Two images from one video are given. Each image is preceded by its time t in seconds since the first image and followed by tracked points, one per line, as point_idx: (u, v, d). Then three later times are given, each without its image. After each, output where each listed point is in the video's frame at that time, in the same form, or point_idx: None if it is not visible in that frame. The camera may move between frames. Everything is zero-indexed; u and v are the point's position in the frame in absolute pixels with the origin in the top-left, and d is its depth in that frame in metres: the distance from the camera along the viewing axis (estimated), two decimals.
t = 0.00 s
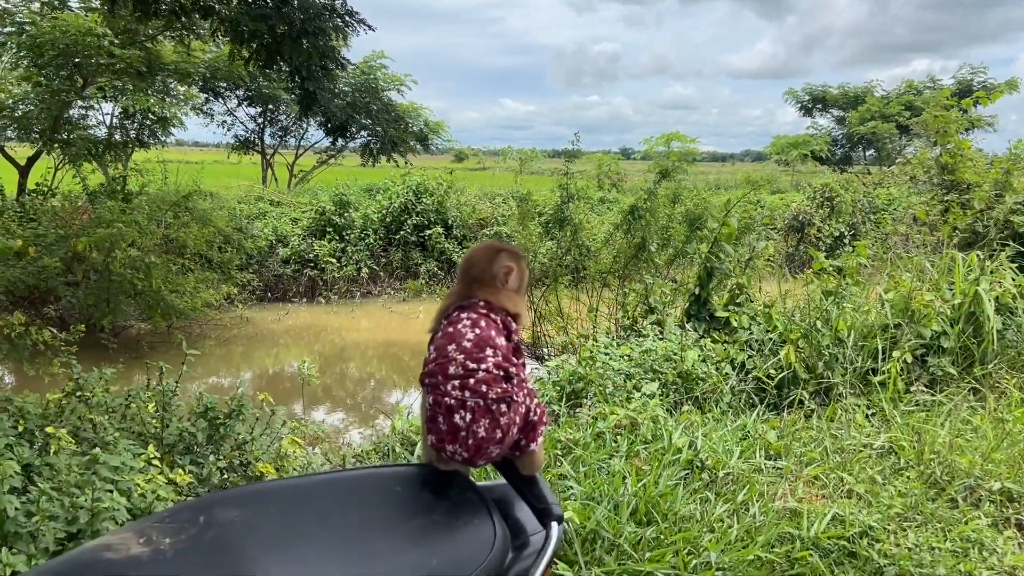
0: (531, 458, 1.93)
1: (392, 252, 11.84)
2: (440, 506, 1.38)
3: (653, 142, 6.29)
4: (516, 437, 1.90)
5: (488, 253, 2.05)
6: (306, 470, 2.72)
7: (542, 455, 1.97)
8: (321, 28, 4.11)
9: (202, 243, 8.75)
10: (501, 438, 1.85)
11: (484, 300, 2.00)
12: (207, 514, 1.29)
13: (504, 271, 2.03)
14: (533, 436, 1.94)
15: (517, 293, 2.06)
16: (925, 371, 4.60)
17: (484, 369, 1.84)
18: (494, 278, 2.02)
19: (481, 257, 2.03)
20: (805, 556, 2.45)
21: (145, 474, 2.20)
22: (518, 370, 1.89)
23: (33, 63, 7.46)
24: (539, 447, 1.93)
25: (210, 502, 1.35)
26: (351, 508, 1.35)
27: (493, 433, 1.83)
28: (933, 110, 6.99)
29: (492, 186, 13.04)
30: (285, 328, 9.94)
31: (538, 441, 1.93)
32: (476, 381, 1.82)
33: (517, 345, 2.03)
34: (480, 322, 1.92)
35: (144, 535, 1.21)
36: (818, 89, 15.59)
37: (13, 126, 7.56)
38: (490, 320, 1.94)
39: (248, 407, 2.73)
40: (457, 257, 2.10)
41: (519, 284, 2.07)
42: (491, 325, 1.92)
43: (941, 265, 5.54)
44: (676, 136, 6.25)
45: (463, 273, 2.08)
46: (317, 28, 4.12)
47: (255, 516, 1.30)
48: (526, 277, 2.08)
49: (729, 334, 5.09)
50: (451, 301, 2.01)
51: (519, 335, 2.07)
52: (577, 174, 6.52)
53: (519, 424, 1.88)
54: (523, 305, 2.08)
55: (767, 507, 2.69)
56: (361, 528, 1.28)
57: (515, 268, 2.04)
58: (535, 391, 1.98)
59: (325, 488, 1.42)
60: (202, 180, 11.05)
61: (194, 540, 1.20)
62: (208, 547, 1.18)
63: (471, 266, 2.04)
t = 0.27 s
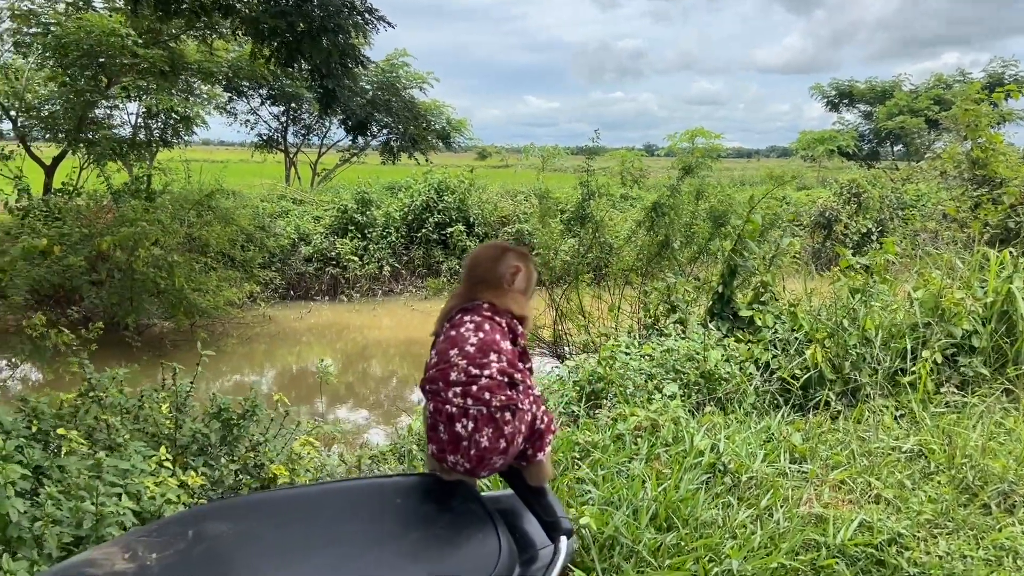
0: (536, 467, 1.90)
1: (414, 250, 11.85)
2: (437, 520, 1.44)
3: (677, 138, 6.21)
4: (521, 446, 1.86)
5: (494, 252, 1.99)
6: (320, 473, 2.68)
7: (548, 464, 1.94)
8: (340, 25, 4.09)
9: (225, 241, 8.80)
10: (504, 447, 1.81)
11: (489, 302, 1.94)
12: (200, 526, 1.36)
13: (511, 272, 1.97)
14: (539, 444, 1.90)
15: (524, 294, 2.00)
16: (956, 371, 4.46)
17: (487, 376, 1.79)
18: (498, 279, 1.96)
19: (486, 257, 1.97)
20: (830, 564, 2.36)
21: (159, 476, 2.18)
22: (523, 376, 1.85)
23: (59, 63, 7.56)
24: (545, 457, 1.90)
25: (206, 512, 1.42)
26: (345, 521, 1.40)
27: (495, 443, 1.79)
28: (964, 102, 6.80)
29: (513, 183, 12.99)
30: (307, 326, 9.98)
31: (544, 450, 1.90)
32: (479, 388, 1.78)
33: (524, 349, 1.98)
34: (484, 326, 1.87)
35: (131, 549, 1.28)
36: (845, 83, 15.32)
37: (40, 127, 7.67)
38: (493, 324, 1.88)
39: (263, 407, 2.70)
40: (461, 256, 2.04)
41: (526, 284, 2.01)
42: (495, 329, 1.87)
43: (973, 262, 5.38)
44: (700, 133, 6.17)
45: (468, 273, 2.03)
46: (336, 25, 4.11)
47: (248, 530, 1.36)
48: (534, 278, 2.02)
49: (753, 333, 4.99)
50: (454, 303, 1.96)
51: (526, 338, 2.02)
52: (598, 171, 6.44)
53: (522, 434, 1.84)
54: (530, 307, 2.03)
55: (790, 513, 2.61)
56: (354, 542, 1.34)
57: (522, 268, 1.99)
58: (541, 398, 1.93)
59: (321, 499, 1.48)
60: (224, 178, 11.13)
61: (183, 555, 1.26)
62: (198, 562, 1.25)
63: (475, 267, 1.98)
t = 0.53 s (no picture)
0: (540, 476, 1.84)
1: (442, 249, 11.88)
2: (437, 530, 1.36)
3: (708, 135, 6.14)
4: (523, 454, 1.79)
5: (498, 252, 1.98)
6: (338, 472, 2.68)
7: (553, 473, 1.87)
8: (368, 23, 4.11)
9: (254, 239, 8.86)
10: (505, 455, 1.75)
11: (491, 305, 1.90)
12: (190, 533, 1.30)
13: (515, 273, 1.94)
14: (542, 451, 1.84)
15: (529, 296, 1.97)
16: (992, 373, 4.31)
17: (487, 381, 1.74)
18: (502, 282, 1.93)
19: (491, 260, 1.95)
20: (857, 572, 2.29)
21: (176, 475, 2.19)
22: (525, 380, 1.79)
23: (93, 62, 7.73)
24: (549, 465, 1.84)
25: (198, 518, 1.36)
26: (340, 531, 1.34)
27: (496, 450, 1.73)
28: (1004, 96, 6.58)
29: (542, 180, 12.91)
30: (335, 324, 10.06)
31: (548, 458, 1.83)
32: (479, 393, 1.72)
33: (527, 353, 1.93)
34: (485, 329, 1.82)
35: (118, 557, 1.22)
36: (881, 79, 14.97)
37: (77, 126, 7.84)
38: (496, 327, 1.84)
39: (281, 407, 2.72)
40: (464, 260, 2.02)
41: (531, 287, 1.98)
42: (497, 332, 1.82)
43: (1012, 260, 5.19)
44: (732, 130, 6.09)
45: (472, 275, 2.00)
46: (364, 23, 4.12)
47: (239, 537, 1.30)
48: (538, 280, 1.99)
49: (781, 333, 4.89)
50: (456, 306, 1.92)
51: (530, 341, 1.97)
52: (625, 168, 6.37)
53: (524, 441, 1.78)
54: (534, 309, 1.98)
55: (816, 518, 2.54)
56: (348, 552, 1.27)
57: (527, 270, 1.96)
58: (545, 403, 1.88)
59: (318, 505, 1.42)
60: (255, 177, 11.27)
61: (169, 564, 1.21)
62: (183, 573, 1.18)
63: (479, 269, 1.95)
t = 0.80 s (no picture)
0: (527, 478, 1.79)
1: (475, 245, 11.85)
2: (418, 534, 1.39)
3: (747, 131, 6.07)
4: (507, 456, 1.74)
5: (489, 247, 1.92)
6: (354, 467, 2.68)
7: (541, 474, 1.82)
8: (398, 18, 4.13)
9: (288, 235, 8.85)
10: (488, 458, 1.69)
11: (480, 302, 1.85)
12: (160, 532, 1.28)
13: (507, 268, 1.89)
14: (529, 453, 1.78)
15: (520, 292, 1.91)
16: None
17: (470, 381, 1.68)
18: (492, 278, 1.88)
19: (482, 255, 1.90)
20: None
21: (189, 469, 2.22)
22: (511, 380, 1.73)
23: (132, 60, 7.89)
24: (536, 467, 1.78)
25: (167, 517, 1.34)
26: (319, 532, 1.35)
27: (478, 453, 1.68)
28: None
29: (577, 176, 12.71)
30: (366, 319, 10.14)
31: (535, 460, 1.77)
32: (460, 393, 1.67)
33: (517, 352, 1.87)
34: (471, 326, 1.76)
35: (85, 557, 1.19)
36: (925, 73, 14.51)
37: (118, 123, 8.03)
38: (482, 325, 1.78)
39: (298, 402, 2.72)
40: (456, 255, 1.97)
41: (523, 284, 1.92)
42: (483, 331, 1.76)
43: None
44: (771, 127, 6.05)
45: (463, 270, 1.94)
46: (394, 18, 4.14)
47: (213, 536, 1.29)
48: (531, 276, 1.93)
49: (812, 332, 4.77)
50: (444, 302, 1.87)
51: (521, 339, 1.91)
52: (656, 164, 6.27)
53: (509, 444, 1.73)
54: (526, 306, 1.92)
55: (839, 523, 2.46)
56: (329, 554, 1.29)
57: (518, 265, 1.91)
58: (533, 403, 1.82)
59: (294, 507, 1.42)
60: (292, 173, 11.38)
61: (142, 564, 1.19)
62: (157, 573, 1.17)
63: (469, 265, 1.90)
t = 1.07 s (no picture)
0: (489, 478, 1.73)
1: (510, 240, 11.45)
2: (372, 534, 1.40)
3: (788, 125, 5.88)
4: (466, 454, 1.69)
5: (457, 240, 1.90)
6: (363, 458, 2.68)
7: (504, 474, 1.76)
8: (431, 11, 4.19)
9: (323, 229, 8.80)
10: (444, 456, 1.65)
11: (444, 296, 1.82)
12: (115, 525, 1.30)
13: (473, 261, 1.86)
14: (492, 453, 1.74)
15: (486, 287, 1.87)
16: None
17: (426, 376, 1.65)
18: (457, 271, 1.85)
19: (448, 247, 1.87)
20: None
21: (196, 460, 2.26)
22: (471, 377, 1.70)
23: (173, 55, 7.98)
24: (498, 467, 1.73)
25: (120, 511, 1.35)
26: (274, 529, 1.36)
27: (433, 451, 1.64)
28: None
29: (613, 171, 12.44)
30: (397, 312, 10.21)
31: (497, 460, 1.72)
32: (416, 389, 1.64)
33: (481, 348, 1.83)
34: (432, 320, 1.73)
35: (32, 549, 1.21)
36: (978, 64, 13.93)
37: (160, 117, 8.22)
38: (443, 319, 1.75)
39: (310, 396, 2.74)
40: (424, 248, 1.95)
41: (491, 278, 1.89)
42: (444, 325, 1.73)
43: None
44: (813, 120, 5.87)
45: (431, 264, 1.92)
46: (427, 11, 4.19)
47: (166, 531, 1.31)
48: (499, 271, 1.90)
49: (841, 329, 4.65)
50: (409, 296, 1.84)
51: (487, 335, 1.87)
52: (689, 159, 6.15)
53: (467, 442, 1.68)
54: (493, 301, 1.89)
55: (855, 526, 2.39)
56: (277, 552, 1.30)
57: (486, 258, 1.88)
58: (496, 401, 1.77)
59: (249, 503, 1.44)
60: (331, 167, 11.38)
61: (87, 558, 1.20)
62: (100, 569, 1.18)
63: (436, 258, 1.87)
